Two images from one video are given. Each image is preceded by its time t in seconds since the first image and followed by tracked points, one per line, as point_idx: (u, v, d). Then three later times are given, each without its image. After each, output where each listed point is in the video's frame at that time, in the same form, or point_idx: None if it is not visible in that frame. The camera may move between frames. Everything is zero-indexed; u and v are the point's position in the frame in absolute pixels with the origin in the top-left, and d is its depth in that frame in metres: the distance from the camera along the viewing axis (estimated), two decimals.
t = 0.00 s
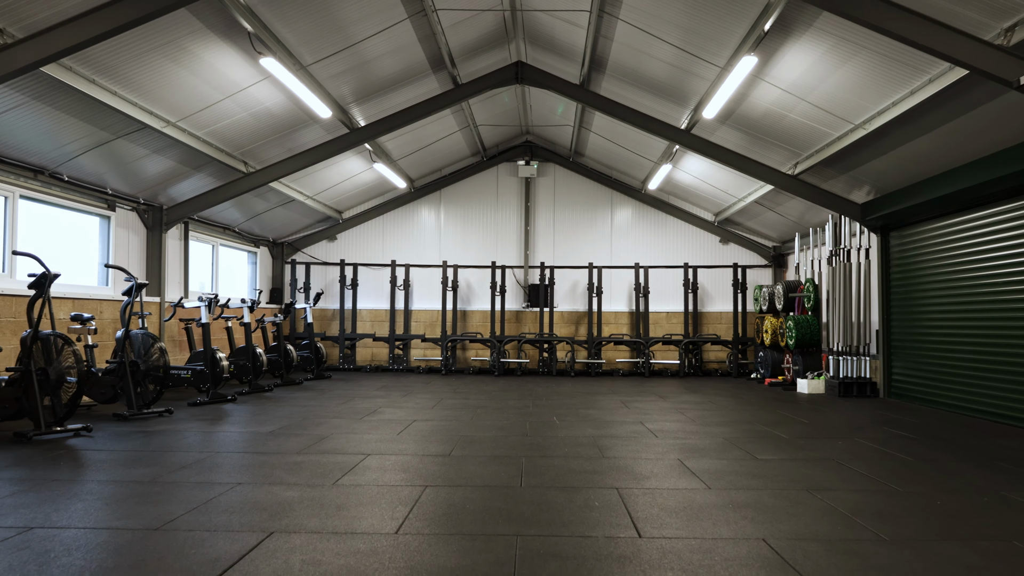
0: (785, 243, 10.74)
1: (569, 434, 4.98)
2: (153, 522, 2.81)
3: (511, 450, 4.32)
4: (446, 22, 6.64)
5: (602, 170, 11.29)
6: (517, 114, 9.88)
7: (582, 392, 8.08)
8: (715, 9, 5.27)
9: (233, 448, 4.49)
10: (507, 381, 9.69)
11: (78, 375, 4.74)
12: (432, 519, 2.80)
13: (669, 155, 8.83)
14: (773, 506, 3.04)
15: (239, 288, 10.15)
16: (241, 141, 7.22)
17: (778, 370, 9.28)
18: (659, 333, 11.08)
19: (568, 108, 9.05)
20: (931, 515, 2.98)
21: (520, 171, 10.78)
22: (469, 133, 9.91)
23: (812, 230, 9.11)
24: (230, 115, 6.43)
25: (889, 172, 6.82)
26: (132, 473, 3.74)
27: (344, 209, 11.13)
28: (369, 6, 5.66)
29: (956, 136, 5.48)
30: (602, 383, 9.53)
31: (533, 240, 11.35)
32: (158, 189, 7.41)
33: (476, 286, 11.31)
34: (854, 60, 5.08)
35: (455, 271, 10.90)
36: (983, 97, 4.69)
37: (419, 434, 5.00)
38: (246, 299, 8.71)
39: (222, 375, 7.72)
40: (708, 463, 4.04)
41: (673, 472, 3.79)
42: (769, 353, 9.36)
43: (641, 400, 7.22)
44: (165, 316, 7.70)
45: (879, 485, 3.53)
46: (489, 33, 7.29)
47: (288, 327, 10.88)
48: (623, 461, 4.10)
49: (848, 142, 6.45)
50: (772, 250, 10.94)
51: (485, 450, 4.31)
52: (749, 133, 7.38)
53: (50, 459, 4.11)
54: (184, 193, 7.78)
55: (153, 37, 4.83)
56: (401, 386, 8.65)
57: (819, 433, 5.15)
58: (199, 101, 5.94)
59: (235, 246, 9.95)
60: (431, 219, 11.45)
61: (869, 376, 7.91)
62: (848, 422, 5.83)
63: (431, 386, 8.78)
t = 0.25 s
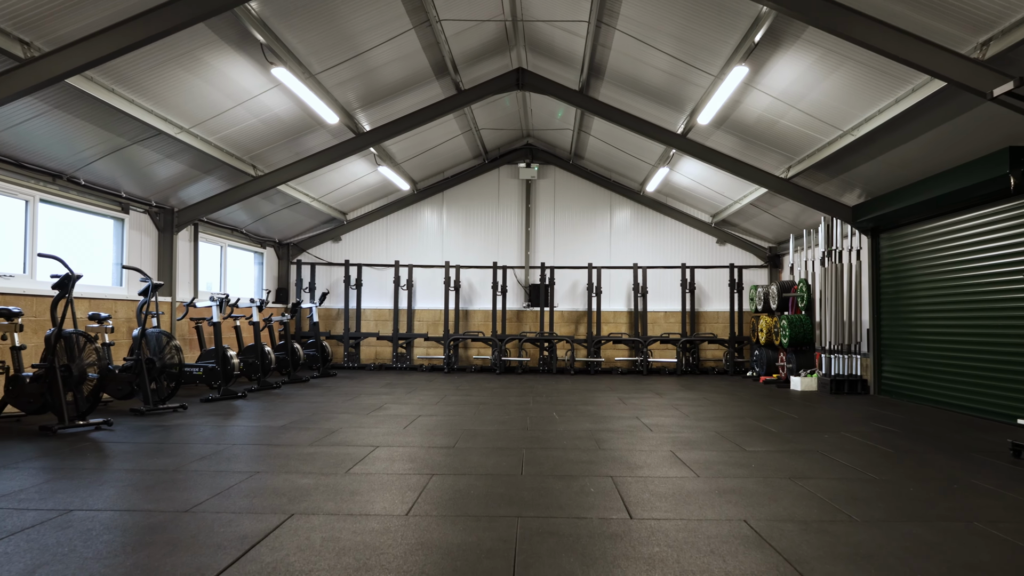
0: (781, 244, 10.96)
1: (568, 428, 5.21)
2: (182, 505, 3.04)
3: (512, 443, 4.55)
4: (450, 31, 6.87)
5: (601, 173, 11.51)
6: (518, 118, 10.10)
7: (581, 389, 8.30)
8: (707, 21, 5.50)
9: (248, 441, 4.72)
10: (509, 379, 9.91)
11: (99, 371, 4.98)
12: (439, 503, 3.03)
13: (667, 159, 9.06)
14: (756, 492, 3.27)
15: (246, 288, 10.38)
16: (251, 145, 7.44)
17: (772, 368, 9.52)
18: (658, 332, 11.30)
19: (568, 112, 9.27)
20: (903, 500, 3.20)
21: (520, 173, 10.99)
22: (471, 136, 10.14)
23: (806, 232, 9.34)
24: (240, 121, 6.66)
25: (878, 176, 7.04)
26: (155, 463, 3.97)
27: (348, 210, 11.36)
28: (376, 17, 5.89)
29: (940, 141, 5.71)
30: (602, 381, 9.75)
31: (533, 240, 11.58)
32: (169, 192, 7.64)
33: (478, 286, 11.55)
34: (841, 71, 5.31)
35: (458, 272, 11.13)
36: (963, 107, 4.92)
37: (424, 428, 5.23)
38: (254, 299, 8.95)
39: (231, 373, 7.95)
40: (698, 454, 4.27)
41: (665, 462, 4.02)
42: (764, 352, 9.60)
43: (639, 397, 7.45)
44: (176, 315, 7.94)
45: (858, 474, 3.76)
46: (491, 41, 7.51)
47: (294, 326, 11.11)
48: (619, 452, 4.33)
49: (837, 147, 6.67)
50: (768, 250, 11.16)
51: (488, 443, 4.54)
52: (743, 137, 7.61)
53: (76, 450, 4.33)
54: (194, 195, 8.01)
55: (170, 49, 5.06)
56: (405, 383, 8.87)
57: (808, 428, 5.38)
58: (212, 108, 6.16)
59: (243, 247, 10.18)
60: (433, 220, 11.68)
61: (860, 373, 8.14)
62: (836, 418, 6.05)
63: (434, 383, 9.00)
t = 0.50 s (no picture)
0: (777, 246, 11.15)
1: (567, 425, 5.40)
2: (206, 496, 3.24)
3: (514, 439, 4.75)
4: (453, 40, 7.07)
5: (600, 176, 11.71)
6: (519, 122, 10.30)
7: (581, 388, 8.51)
8: (702, 32, 5.69)
9: (261, 438, 4.92)
10: (510, 378, 10.11)
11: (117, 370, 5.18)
12: (446, 494, 3.23)
13: (664, 162, 9.25)
14: (745, 484, 3.46)
15: (252, 289, 10.58)
16: (259, 151, 7.64)
17: (768, 367, 9.72)
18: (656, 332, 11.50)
19: (568, 117, 9.47)
20: (882, 491, 3.40)
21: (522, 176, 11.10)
22: (473, 140, 10.34)
23: (801, 234, 9.54)
24: (250, 127, 6.86)
25: (870, 181, 7.24)
26: (174, 458, 4.17)
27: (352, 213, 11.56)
28: (382, 28, 6.09)
29: (927, 148, 5.90)
30: (601, 380, 9.95)
31: (534, 242, 11.78)
32: (179, 196, 7.84)
33: (479, 287, 11.75)
34: (830, 81, 5.51)
35: (460, 273, 11.34)
36: (947, 117, 5.12)
37: (429, 425, 5.43)
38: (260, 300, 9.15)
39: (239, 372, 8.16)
40: (692, 450, 4.47)
41: (660, 457, 4.22)
42: (760, 352, 9.80)
43: (637, 395, 7.65)
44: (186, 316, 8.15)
45: (842, 467, 3.96)
46: (493, 49, 7.71)
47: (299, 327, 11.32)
48: (616, 448, 4.53)
49: (829, 152, 6.87)
50: (765, 252, 11.35)
51: (491, 439, 4.74)
52: (738, 143, 7.80)
53: (98, 446, 4.53)
54: (203, 199, 8.21)
55: (184, 61, 5.26)
56: (409, 382, 9.07)
57: (799, 425, 5.58)
58: (223, 116, 6.37)
59: (249, 248, 10.38)
60: (435, 222, 11.88)
61: (853, 372, 8.35)
62: (828, 415, 6.25)
63: (437, 382, 9.20)
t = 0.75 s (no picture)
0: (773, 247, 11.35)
1: (567, 422, 5.62)
2: (226, 486, 3.45)
3: (516, 435, 4.96)
4: (456, 49, 7.28)
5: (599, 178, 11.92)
6: (520, 126, 10.51)
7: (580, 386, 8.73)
8: (697, 43, 5.90)
9: (273, 434, 5.13)
10: (511, 378, 10.31)
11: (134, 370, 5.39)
12: (452, 485, 3.44)
13: (662, 166, 9.46)
14: (733, 476, 3.67)
15: (259, 289, 10.79)
16: (267, 156, 7.85)
17: (763, 367, 9.93)
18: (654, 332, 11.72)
19: (568, 121, 9.68)
20: (862, 482, 3.61)
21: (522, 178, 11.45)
22: (474, 144, 10.55)
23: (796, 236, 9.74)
24: (259, 133, 7.07)
25: (861, 185, 7.45)
26: (192, 453, 4.38)
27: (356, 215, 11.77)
28: (387, 39, 6.31)
29: (915, 154, 6.11)
30: (600, 379, 10.16)
31: (535, 243, 12.00)
32: (189, 200, 8.05)
33: (481, 287, 11.96)
34: (820, 91, 5.72)
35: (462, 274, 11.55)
36: (931, 126, 5.33)
37: (433, 422, 5.64)
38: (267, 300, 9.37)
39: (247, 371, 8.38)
40: (686, 445, 4.68)
41: (655, 452, 4.43)
42: (756, 351, 10.01)
43: (635, 393, 7.86)
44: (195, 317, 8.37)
45: (827, 461, 4.17)
46: (494, 57, 7.92)
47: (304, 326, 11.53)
48: (613, 443, 4.74)
49: (821, 158, 7.08)
50: (761, 253, 11.55)
51: (494, 434, 4.95)
52: (733, 148, 8.01)
53: (118, 442, 4.75)
54: (212, 203, 8.42)
55: (198, 72, 5.48)
56: (412, 381, 9.28)
57: (790, 422, 5.79)
58: (233, 123, 6.58)
59: (255, 250, 10.59)
60: (438, 223, 12.10)
61: (845, 371, 8.56)
62: (818, 413, 6.46)
63: (440, 381, 9.41)
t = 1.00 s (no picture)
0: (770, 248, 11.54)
1: (566, 418, 5.81)
2: (242, 477, 3.65)
3: (516, 430, 5.15)
4: (458, 55, 7.47)
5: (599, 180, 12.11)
6: (520, 130, 10.70)
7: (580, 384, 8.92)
8: (692, 51, 6.09)
9: (283, 429, 5.32)
10: (511, 376, 10.50)
11: (148, 367, 5.58)
12: (456, 475, 3.64)
13: (660, 169, 9.65)
14: (723, 467, 3.86)
15: (264, 289, 10.98)
16: (273, 159, 8.05)
17: (759, 365, 10.12)
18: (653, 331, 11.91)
19: (567, 125, 9.87)
20: (844, 474, 3.80)
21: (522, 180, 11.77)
22: (476, 146, 10.75)
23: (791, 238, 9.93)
24: (266, 138, 7.27)
25: (853, 188, 7.64)
26: (206, 446, 4.58)
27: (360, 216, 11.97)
28: (392, 47, 6.50)
29: (903, 159, 6.30)
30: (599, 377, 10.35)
31: (535, 244, 12.19)
32: (197, 202, 8.25)
33: (482, 287, 12.15)
34: (810, 98, 5.91)
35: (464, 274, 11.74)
36: (917, 132, 5.52)
37: (437, 418, 5.84)
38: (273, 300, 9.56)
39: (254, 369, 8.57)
40: (680, 440, 4.87)
41: (649, 446, 4.62)
42: (752, 350, 10.21)
43: (633, 391, 8.05)
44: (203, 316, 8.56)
45: (813, 455, 4.36)
46: (496, 62, 8.11)
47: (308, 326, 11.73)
48: (609, 438, 4.93)
49: (814, 162, 7.27)
50: (758, 253, 11.74)
51: (495, 430, 5.14)
52: (729, 151, 8.21)
53: (135, 436, 4.94)
54: (219, 205, 8.62)
55: (210, 80, 5.67)
56: (415, 379, 9.47)
57: (782, 418, 5.98)
58: (242, 128, 6.77)
59: (261, 251, 10.78)
60: (440, 224, 12.29)
61: (839, 370, 8.75)
62: (810, 410, 6.65)
63: (442, 379, 9.59)
